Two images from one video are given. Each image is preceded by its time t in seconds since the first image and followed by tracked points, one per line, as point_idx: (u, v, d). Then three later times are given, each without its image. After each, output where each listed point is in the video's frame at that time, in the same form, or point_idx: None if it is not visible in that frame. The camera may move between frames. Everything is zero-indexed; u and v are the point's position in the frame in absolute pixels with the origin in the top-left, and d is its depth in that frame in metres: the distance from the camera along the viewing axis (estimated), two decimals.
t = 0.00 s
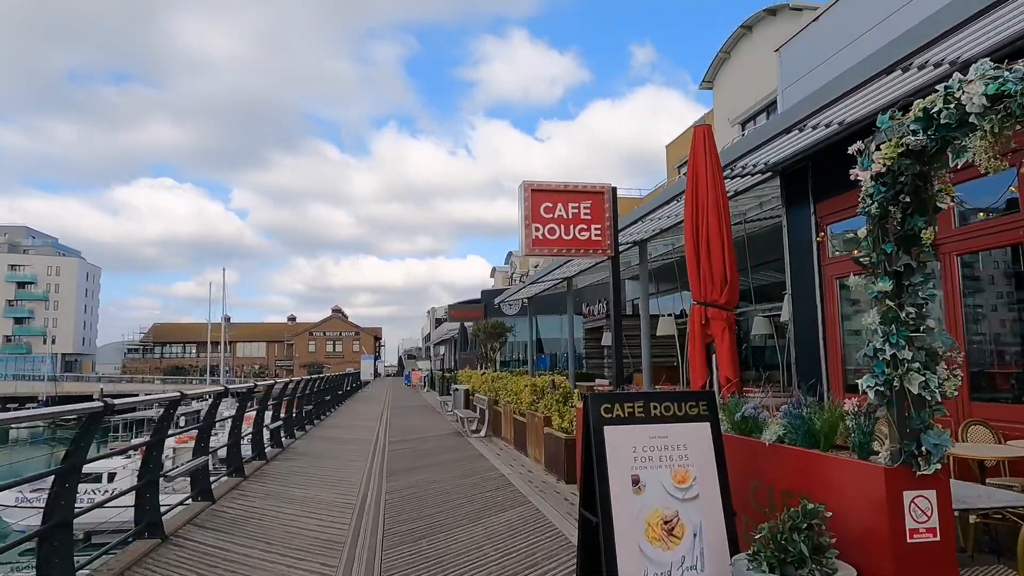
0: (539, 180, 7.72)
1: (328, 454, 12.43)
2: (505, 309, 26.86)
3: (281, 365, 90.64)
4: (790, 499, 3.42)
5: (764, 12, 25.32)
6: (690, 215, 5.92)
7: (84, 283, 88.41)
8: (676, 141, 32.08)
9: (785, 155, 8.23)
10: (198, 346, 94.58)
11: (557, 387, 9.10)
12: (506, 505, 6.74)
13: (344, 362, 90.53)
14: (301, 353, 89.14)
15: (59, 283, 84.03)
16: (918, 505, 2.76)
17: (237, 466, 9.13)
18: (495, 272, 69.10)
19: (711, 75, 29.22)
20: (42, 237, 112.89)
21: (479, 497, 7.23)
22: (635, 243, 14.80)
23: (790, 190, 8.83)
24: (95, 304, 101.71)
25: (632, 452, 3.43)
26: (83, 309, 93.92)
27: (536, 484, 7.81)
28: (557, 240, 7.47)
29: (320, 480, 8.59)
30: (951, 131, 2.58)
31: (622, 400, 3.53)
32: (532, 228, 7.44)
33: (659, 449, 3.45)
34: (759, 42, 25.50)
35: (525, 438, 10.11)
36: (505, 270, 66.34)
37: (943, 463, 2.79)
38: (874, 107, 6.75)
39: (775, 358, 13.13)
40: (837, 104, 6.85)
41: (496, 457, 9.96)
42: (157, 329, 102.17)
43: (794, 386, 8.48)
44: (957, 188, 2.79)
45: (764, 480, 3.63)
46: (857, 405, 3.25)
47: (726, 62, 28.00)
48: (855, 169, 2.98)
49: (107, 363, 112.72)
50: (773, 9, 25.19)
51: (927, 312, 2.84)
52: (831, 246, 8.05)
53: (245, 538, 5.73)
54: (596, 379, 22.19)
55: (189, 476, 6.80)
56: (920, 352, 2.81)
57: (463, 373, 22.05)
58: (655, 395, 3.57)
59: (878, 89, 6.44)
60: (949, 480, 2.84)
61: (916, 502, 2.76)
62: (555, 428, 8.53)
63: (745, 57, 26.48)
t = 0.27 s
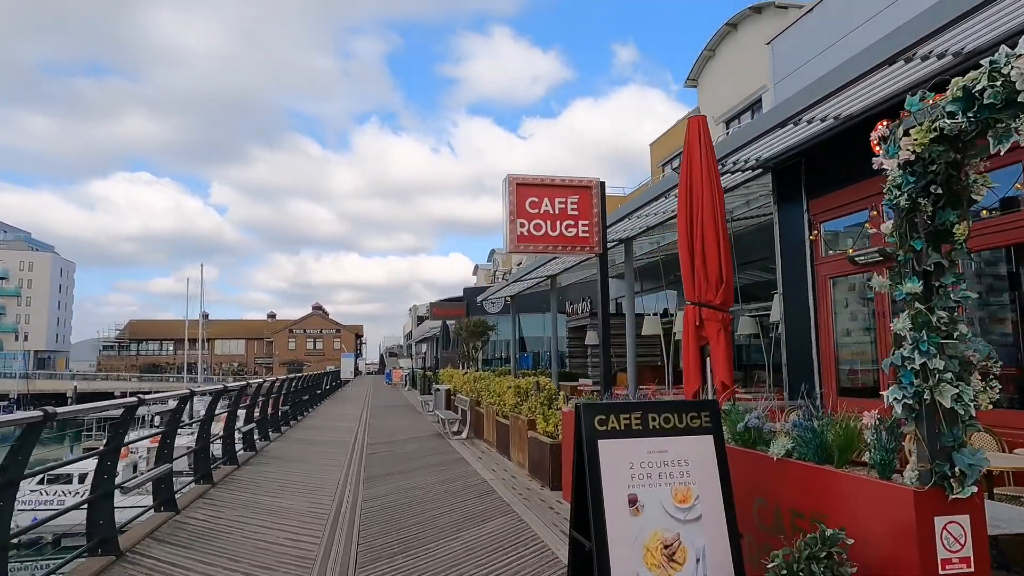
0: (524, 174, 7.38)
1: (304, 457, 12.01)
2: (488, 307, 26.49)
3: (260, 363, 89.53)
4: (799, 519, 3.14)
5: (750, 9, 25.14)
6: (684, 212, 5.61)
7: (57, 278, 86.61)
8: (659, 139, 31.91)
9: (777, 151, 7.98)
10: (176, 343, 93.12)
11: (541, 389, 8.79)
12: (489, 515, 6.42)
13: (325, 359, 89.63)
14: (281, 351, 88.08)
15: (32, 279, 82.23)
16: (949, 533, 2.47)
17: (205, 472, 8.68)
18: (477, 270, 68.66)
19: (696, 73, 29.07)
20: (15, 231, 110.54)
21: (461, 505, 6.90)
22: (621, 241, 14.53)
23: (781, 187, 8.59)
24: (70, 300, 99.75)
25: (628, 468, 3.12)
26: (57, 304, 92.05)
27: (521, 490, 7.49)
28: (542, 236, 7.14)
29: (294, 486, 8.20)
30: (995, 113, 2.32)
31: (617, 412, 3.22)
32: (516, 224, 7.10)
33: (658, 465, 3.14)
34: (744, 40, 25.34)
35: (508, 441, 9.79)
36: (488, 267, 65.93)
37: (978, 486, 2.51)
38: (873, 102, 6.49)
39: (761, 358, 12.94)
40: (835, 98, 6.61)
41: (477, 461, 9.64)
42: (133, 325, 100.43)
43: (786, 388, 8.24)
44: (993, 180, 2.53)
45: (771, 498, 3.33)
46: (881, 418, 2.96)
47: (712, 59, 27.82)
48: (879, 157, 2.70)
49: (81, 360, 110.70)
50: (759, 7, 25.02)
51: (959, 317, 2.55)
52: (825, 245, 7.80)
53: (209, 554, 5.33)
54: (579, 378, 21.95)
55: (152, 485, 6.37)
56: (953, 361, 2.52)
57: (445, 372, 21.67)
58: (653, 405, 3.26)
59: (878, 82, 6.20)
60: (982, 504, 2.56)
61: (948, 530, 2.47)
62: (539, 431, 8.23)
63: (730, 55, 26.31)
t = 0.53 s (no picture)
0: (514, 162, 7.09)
1: (283, 458, 11.61)
2: (473, 305, 26.16)
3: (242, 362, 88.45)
4: (823, 524, 2.87)
5: (737, 6, 24.94)
6: (683, 199, 5.32)
7: (33, 276, 84.93)
8: (646, 137, 31.74)
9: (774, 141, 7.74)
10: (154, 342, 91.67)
11: (531, 387, 8.50)
12: (478, 519, 6.10)
13: (307, 359, 88.74)
14: (262, 350, 87.04)
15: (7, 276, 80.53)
16: (1002, 543, 2.20)
17: (179, 473, 8.27)
18: (461, 269, 68.25)
19: (683, 70, 28.91)
20: None
21: (448, 507, 6.59)
22: (610, 236, 14.27)
23: (776, 179, 8.36)
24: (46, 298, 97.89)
25: (638, 468, 2.84)
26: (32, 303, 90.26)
27: (510, 492, 7.19)
28: (532, 226, 6.85)
29: (272, 488, 7.83)
30: None
31: (625, 408, 2.94)
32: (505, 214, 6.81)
33: (669, 467, 2.86)
34: (731, 37, 25.13)
35: (495, 440, 9.49)
36: (472, 266, 65.54)
37: None
38: (875, 86, 6.26)
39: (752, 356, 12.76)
40: (837, 83, 6.39)
41: (464, 461, 9.33)
42: (111, 324, 98.68)
43: (782, 386, 8.02)
44: None
45: (791, 503, 3.07)
46: (920, 415, 2.69)
47: (698, 57, 27.61)
48: (922, 123, 2.41)
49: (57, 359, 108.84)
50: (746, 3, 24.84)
51: (1016, 298, 2.28)
52: (823, 237, 7.62)
53: (176, 564, 4.95)
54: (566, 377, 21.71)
55: (118, 488, 5.97)
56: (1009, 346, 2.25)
57: (430, 371, 21.29)
58: (663, 400, 2.98)
59: (882, 65, 5.99)
60: None
61: (1000, 539, 2.21)
62: (529, 430, 7.93)
63: (717, 52, 26.09)
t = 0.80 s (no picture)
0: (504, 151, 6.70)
1: (261, 461, 11.18)
2: (457, 302, 25.77)
3: (221, 360, 87.19)
4: (861, 552, 2.66)
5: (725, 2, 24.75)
6: (686, 191, 5.01)
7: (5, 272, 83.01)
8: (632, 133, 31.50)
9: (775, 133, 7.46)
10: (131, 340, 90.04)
11: (520, 388, 8.17)
12: (467, 532, 5.74)
13: (288, 357, 87.70)
14: (242, 348, 85.85)
15: None
16: None
17: (147, 481, 7.82)
18: (445, 265, 67.74)
19: (670, 66, 28.67)
20: None
21: (433, 518, 6.23)
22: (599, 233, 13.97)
23: (775, 173, 8.09)
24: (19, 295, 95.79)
25: (657, 487, 2.78)
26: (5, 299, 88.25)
27: (498, 499, 6.85)
28: (524, 220, 6.50)
29: (248, 496, 7.42)
30: None
31: (640, 423, 2.90)
32: (495, 207, 6.45)
33: (689, 484, 2.80)
34: (719, 33, 24.95)
35: (482, 443, 9.14)
36: (456, 264, 65.03)
37: None
38: (882, 77, 5.99)
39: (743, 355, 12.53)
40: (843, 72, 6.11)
41: (450, 465, 8.99)
42: (87, 321, 96.82)
43: (780, 387, 7.75)
44: None
45: (823, 527, 2.88)
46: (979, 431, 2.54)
47: (685, 53, 27.41)
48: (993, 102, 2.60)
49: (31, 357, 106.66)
50: None
51: None
52: (824, 233, 7.37)
53: None
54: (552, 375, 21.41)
55: (78, 500, 5.53)
56: None
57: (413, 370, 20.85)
58: (679, 414, 2.93)
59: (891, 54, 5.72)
60: None
61: None
62: (518, 434, 7.60)
63: (704, 48, 25.90)
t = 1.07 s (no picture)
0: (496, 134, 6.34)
1: (242, 462, 10.79)
2: (445, 300, 25.42)
3: (205, 359, 86.13)
4: (913, 560, 2.64)
5: None
6: (694, 174, 4.70)
7: None
8: (621, 130, 31.27)
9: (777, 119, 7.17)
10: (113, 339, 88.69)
11: (513, 385, 7.87)
12: (460, 536, 5.43)
13: (273, 356, 86.80)
14: (227, 347, 84.84)
15: None
16: None
17: (120, 483, 7.41)
18: (432, 264, 67.27)
19: (659, 62, 28.48)
20: None
21: (424, 521, 5.90)
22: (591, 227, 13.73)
23: (775, 160, 7.84)
24: None
25: (685, 492, 2.80)
26: None
27: (491, 501, 6.54)
28: (519, 207, 6.17)
29: (226, 499, 7.05)
30: None
31: (665, 420, 2.91)
32: (489, 193, 6.11)
33: (719, 483, 2.84)
34: (710, 28, 24.74)
35: (473, 441, 8.84)
36: (443, 262, 64.56)
37: None
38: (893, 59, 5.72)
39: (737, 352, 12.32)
40: (852, 53, 5.83)
41: (439, 465, 8.68)
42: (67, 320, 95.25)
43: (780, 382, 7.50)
44: None
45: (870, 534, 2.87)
46: None
47: (675, 49, 27.20)
48: None
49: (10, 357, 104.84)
50: None
51: None
52: (828, 222, 7.12)
53: None
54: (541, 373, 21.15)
55: (41, 505, 5.13)
56: None
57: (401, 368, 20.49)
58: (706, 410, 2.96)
59: (905, 34, 5.44)
60: None
61: None
62: (511, 432, 7.30)
63: (695, 44, 25.69)
